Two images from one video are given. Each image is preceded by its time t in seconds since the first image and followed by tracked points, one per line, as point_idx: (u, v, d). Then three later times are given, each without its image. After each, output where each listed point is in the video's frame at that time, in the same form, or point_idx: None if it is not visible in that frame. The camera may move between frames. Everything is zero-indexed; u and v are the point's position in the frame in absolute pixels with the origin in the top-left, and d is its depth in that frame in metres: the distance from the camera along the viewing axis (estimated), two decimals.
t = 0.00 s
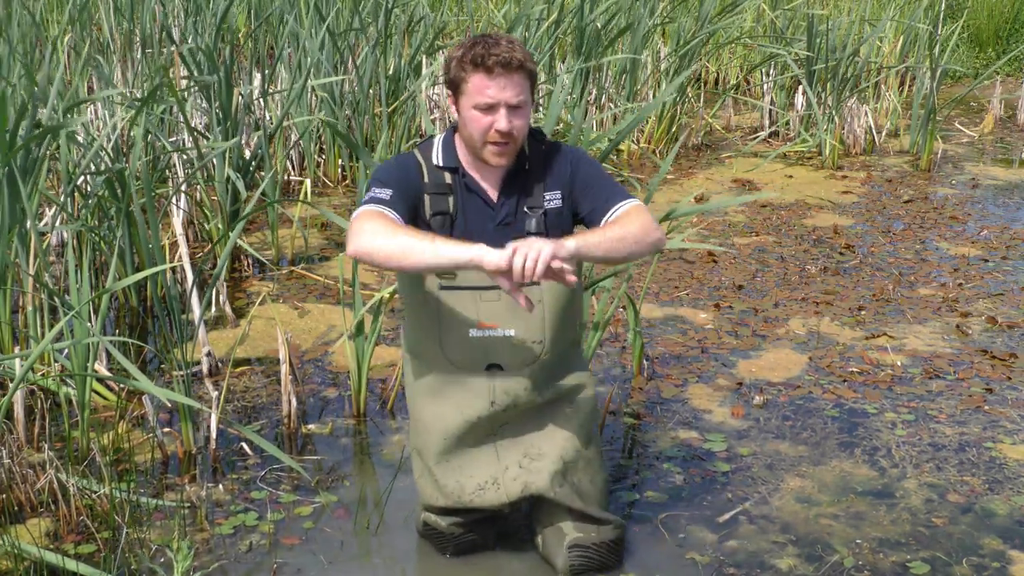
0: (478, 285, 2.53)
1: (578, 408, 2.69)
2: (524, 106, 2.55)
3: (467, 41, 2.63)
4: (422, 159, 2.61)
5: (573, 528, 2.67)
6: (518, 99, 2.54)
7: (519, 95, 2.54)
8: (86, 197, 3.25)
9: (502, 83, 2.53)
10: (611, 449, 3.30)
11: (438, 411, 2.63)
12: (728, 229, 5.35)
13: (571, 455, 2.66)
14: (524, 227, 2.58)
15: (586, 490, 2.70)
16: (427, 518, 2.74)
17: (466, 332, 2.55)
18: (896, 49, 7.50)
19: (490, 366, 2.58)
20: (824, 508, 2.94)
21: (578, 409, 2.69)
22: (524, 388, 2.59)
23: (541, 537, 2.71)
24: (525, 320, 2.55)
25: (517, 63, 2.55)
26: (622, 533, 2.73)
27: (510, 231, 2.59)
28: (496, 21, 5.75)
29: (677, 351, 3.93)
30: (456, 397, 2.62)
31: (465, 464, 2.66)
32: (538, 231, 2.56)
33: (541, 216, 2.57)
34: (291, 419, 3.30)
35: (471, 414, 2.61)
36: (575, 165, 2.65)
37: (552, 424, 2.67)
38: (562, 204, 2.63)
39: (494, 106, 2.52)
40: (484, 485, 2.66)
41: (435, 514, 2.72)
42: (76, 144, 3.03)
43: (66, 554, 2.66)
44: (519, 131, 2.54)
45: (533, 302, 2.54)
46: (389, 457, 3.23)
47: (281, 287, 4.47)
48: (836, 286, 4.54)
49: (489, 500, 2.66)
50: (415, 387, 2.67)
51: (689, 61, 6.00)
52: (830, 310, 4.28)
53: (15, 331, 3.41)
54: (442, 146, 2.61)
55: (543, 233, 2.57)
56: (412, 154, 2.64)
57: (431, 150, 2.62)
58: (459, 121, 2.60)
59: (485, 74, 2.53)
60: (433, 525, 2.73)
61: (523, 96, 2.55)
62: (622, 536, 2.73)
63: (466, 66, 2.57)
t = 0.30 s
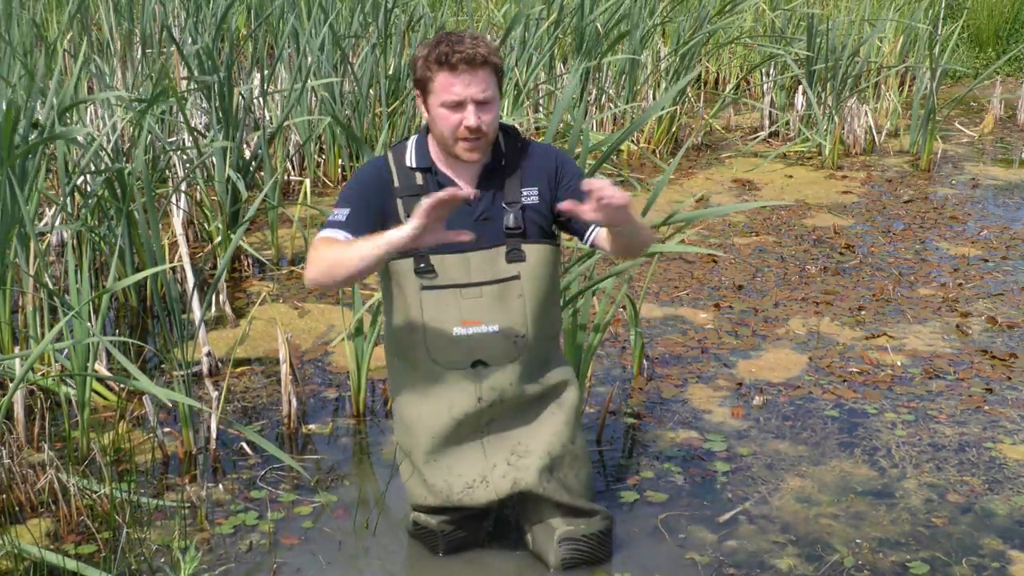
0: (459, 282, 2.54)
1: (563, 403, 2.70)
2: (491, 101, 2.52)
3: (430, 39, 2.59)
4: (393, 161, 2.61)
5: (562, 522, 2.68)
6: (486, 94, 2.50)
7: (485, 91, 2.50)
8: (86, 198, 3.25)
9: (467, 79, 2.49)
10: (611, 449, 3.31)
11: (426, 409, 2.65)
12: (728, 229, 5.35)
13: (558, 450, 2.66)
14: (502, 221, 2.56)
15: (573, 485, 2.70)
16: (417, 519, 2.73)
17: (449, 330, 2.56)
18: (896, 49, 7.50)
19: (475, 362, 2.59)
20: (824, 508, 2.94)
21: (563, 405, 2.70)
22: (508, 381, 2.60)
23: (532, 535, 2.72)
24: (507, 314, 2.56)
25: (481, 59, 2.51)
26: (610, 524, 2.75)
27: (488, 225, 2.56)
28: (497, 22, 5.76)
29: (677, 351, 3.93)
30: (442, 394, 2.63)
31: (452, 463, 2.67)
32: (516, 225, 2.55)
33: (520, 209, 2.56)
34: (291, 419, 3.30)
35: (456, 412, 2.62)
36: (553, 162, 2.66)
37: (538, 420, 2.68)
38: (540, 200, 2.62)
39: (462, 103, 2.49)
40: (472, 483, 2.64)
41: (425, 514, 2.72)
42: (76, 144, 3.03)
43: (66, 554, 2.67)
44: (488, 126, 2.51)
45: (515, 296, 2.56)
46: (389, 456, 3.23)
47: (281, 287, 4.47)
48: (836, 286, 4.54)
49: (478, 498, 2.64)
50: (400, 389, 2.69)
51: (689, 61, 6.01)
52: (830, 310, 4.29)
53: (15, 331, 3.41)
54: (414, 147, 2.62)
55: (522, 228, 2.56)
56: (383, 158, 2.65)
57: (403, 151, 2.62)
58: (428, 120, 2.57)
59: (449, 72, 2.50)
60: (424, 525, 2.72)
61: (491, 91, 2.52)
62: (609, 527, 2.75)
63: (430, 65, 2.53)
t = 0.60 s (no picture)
0: (447, 288, 2.54)
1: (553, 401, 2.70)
2: (466, 104, 2.49)
3: (404, 44, 2.56)
4: (376, 170, 2.58)
5: (552, 517, 2.72)
6: (457, 99, 2.46)
7: (457, 96, 2.47)
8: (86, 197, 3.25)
9: (437, 86, 2.46)
10: (611, 449, 3.31)
11: (417, 408, 2.64)
12: (728, 229, 5.35)
13: (547, 449, 2.67)
14: (491, 226, 2.55)
15: (562, 482, 2.72)
16: (410, 517, 2.75)
17: (438, 335, 2.55)
18: (896, 49, 7.50)
19: (464, 366, 2.57)
20: (824, 508, 2.94)
21: (553, 403, 2.70)
22: (500, 385, 2.59)
23: (523, 533, 2.75)
24: (496, 319, 2.55)
25: (449, 64, 2.47)
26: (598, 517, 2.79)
27: (476, 229, 2.55)
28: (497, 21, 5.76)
29: (677, 350, 3.93)
30: (433, 395, 2.62)
31: (443, 462, 2.67)
32: (505, 229, 2.54)
33: (508, 214, 2.55)
34: (291, 419, 3.30)
35: (445, 413, 2.61)
36: (543, 168, 2.63)
37: (528, 419, 2.68)
38: (528, 206, 2.60)
39: (433, 111, 2.46)
40: (464, 482, 2.66)
41: (418, 512, 2.74)
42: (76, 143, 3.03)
43: (67, 554, 2.67)
44: (464, 130, 2.48)
45: (504, 299, 2.55)
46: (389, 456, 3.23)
47: (281, 287, 4.47)
48: (836, 286, 4.54)
49: (469, 496, 2.66)
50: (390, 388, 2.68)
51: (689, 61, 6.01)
52: (830, 310, 4.29)
53: (15, 331, 3.42)
54: (398, 154, 2.59)
55: (511, 232, 2.55)
56: (367, 166, 2.62)
57: (387, 159, 2.59)
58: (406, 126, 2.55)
59: (418, 80, 2.47)
60: (417, 523, 2.74)
61: (463, 94, 2.48)
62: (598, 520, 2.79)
63: (401, 73, 2.50)
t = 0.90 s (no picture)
0: (440, 290, 2.54)
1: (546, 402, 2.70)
2: (462, 113, 2.48)
3: (404, 49, 2.55)
4: (373, 173, 2.59)
5: (543, 514, 2.73)
6: (453, 107, 2.46)
7: (453, 104, 2.46)
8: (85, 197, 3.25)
9: (433, 93, 2.45)
10: (611, 449, 3.31)
11: (410, 406, 2.64)
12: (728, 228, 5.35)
13: (540, 449, 2.67)
14: (485, 229, 2.55)
15: (554, 481, 2.73)
16: (404, 514, 2.75)
17: (430, 338, 2.55)
18: (896, 49, 7.50)
19: (457, 368, 2.58)
20: (824, 508, 2.94)
21: (546, 405, 2.70)
22: (493, 387, 2.59)
23: (516, 530, 2.77)
24: (488, 322, 2.55)
25: (446, 72, 2.47)
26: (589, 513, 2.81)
27: (470, 232, 2.56)
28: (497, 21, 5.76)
29: (677, 351, 3.93)
30: (426, 393, 2.62)
31: (434, 460, 2.66)
32: (499, 233, 2.54)
33: (502, 218, 2.54)
34: (291, 419, 3.31)
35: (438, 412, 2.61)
36: (539, 172, 2.62)
37: (522, 420, 2.68)
38: (523, 209, 2.59)
39: (429, 117, 2.46)
40: (455, 480, 2.65)
41: (411, 509, 2.73)
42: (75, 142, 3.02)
43: (67, 554, 2.67)
44: (459, 137, 2.48)
45: (496, 302, 2.55)
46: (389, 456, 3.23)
47: (281, 287, 4.47)
48: (836, 286, 4.54)
49: (461, 494, 2.66)
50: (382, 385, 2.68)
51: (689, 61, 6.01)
52: (830, 310, 4.29)
53: (15, 331, 3.42)
54: (394, 157, 2.59)
55: (504, 235, 2.55)
56: (363, 168, 2.62)
57: (383, 161, 2.60)
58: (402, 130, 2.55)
59: (414, 86, 2.46)
60: (411, 520, 2.74)
61: (460, 103, 2.48)
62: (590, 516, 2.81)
63: (398, 79, 2.50)
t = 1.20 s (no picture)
0: (436, 290, 2.55)
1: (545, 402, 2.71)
2: (459, 108, 2.49)
3: (400, 46, 2.56)
4: (372, 170, 2.58)
5: (543, 514, 2.73)
6: (450, 102, 2.47)
7: (450, 99, 2.47)
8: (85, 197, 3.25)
9: (431, 89, 2.46)
10: (611, 449, 3.31)
11: (408, 404, 2.68)
12: (728, 228, 5.35)
13: (537, 450, 2.69)
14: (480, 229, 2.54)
15: (553, 481, 2.73)
16: (404, 510, 2.77)
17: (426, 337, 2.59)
18: (896, 49, 7.50)
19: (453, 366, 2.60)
20: (825, 508, 2.94)
21: (545, 406, 2.72)
22: (488, 387, 2.62)
23: (516, 529, 2.77)
24: (484, 322, 2.57)
25: (443, 67, 2.48)
26: (590, 513, 2.79)
27: (465, 232, 2.55)
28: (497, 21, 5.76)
29: (677, 351, 3.93)
30: (422, 391, 2.66)
31: (432, 457, 2.69)
32: (493, 234, 2.52)
33: (497, 218, 2.52)
34: (291, 419, 3.31)
35: (435, 411, 2.65)
36: (534, 174, 2.59)
37: (519, 420, 2.70)
38: (516, 211, 2.56)
39: (427, 113, 2.47)
40: (453, 478, 2.68)
41: (410, 504, 2.75)
42: (74, 142, 3.02)
43: (67, 554, 2.67)
44: (456, 133, 2.49)
45: (491, 304, 2.56)
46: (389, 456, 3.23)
47: (281, 287, 4.47)
48: (836, 286, 4.54)
49: (458, 491, 2.68)
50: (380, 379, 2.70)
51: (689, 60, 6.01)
52: (830, 310, 4.29)
53: (16, 331, 3.42)
54: (394, 154, 2.58)
55: (499, 236, 2.53)
56: (364, 163, 2.61)
57: (383, 157, 2.59)
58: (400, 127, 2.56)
59: (412, 82, 2.48)
60: (410, 516, 2.76)
61: (458, 98, 2.49)
62: (590, 516, 2.80)
63: (396, 75, 2.51)
